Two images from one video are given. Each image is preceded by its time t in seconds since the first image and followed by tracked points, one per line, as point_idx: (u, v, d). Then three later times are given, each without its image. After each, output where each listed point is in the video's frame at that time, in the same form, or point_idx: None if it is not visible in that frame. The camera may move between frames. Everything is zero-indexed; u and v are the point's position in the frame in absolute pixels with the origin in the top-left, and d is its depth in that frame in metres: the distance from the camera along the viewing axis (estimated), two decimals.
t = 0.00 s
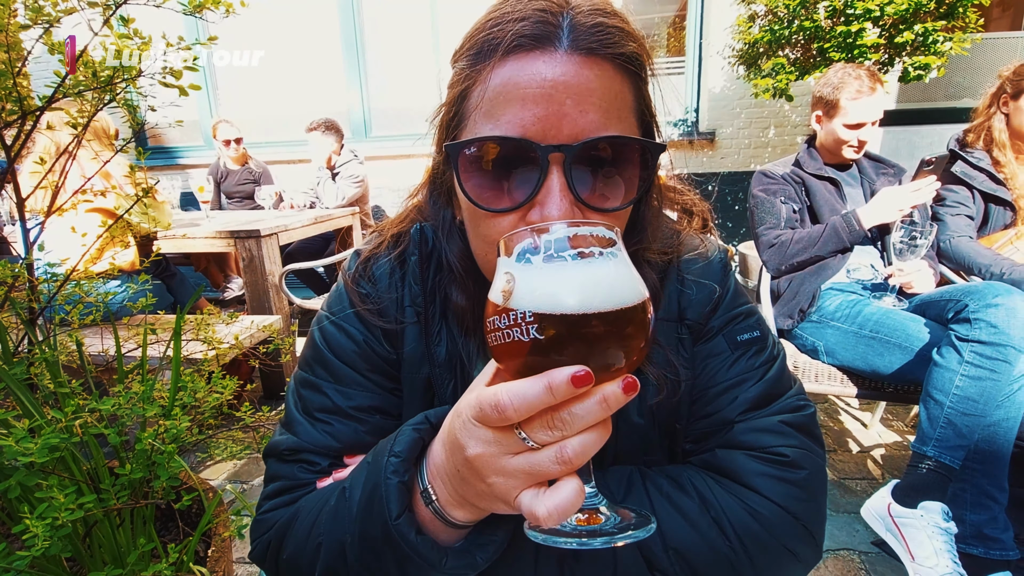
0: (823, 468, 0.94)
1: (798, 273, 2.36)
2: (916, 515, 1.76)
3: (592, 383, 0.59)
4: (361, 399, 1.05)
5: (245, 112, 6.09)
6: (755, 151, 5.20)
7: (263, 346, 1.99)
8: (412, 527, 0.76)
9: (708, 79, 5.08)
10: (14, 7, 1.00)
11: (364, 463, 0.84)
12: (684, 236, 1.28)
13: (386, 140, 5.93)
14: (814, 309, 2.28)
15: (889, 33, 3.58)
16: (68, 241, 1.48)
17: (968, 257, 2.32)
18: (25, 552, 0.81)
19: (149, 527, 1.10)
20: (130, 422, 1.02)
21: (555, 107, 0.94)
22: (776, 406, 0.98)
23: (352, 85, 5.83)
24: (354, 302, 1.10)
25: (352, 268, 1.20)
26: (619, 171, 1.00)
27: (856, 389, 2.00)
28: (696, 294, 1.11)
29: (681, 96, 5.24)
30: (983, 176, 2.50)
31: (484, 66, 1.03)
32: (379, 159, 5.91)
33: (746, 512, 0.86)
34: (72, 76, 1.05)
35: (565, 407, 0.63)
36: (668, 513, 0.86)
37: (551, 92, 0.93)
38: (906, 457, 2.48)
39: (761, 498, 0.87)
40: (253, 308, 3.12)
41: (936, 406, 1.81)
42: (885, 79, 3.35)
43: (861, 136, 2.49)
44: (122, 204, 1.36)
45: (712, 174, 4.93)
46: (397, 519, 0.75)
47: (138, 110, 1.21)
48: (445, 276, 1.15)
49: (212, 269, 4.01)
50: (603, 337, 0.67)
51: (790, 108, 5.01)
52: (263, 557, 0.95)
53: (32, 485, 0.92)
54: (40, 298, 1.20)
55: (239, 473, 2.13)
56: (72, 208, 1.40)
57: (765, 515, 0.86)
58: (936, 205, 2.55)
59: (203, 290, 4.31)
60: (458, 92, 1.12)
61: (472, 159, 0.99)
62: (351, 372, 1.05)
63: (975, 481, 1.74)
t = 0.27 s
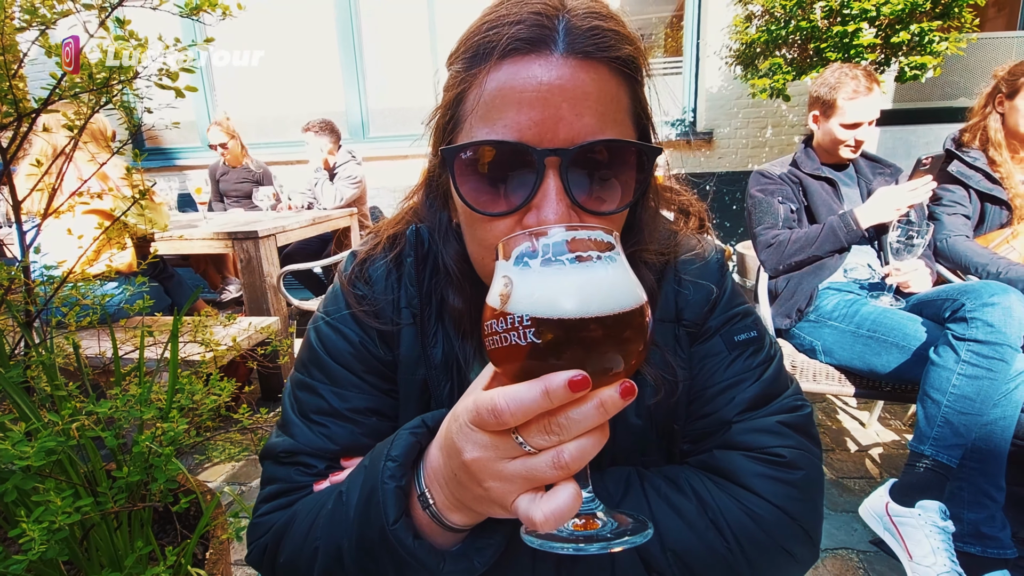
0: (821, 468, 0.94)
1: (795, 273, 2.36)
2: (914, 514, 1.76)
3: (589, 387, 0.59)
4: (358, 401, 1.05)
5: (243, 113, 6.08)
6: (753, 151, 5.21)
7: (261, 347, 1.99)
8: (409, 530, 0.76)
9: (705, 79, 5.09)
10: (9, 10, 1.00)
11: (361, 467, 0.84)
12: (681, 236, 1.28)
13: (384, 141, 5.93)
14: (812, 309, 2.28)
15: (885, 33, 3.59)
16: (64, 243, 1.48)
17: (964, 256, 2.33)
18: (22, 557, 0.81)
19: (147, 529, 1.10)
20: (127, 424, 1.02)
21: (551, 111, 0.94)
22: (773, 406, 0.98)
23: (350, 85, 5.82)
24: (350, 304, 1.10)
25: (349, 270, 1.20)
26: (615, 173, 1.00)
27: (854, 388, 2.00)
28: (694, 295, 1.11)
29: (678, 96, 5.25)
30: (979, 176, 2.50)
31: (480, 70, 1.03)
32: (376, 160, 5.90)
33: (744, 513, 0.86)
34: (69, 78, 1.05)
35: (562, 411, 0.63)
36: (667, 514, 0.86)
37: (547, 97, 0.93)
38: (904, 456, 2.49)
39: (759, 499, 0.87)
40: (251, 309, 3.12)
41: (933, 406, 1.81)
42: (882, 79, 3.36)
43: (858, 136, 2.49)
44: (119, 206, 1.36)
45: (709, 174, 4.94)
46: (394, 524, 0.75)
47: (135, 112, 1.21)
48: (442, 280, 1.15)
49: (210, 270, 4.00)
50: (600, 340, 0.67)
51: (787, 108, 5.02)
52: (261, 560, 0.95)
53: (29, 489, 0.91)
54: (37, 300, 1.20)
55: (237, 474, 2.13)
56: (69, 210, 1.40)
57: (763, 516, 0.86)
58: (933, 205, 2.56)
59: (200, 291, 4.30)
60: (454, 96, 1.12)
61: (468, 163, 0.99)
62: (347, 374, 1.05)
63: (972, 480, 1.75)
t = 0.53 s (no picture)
0: (818, 469, 0.94)
1: (793, 273, 2.36)
2: (912, 514, 1.76)
3: (586, 388, 0.60)
4: (355, 403, 1.05)
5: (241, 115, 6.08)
6: (750, 152, 5.22)
7: (260, 349, 1.99)
8: (406, 535, 0.76)
9: (702, 80, 5.10)
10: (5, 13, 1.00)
11: (358, 471, 0.84)
12: (678, 237, 1.28)
13: (382, 142, 5.92)
14: (810, 309, 2.29)
15: (882, 33, 3.60)
16: (62, 246, 1.48)
17: (961, 256, 2.34)
18: (20, 560, 0.81)
19: (145, 533, 1.10)
20: (124, 428, 1.02)
21: (546, 114, 0.94)
22: (771, 407, 0.99)
23: (348, 87, 5.82)
24: (347, 305, 1.11)
25: (346, 272, 1.20)
26: (611, 175, 1.00)
27: (851, 388, 2.01)
28: (690, 296, 1.11)
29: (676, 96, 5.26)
30: (975, 176, 2.52)
31: (475, 72, 1.03)
32: (375, 161, 5.91)
33: (742, 514, 0.86)
34: (66, 81, 1.05)
35: (559, 412, 0.63)
36: (665, 517, 0.86)
37: (541, 100, 0.93)
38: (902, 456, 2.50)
39: (757, 501, 0.87)
40: (249, 311, 3.12)
41: (930, 405, 1.82)
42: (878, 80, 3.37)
43: (855, 136, 2.50)
44: (117, 209, 1.36)
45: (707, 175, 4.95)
46: (391, 529, 0.75)
47: (132, 115, 1.21)
48: (439, 285, 1.15)
49: (208, 272, 3.99)
50: (596, 341, 0.67)
51: (785, 108, 5.02)
52: (259, 564, 0.95)
53: (27, 492, 0.91)
54: (34, 304, 1.20)
55: (236, 476, 2.13)
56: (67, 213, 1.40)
57: (760, 518, 0.86)
58: (930, 205, 2.56)
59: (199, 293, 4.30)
60: (449, 99, 1.12)
61: (464, 166, 0.99)
62: (344, 377, 1.05)
63: (970, 480, 1.75)
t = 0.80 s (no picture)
0: (821, 466, 0.94)
1: (793, 273, 2.36)
2: (912, 513, 1.76)
3: (586, 373, 0.59)
4: (355, 401, 1.04)
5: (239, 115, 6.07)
6: (749, 151, 5.22)
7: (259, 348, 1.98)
8: (407, 533, 0.75)
9: (702, 80, 5.10)
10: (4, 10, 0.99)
11: (358, 468, 0.83)
12: (679, 234, 1.28)
13: (381, 142, 5.92)
14: (810, 308, 2.28)
15: (881, 33, 3.60)
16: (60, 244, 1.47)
17: (961, 255, 2.34)
18: (17, 559, 0.80)
19: (144, 532, 1.09)
20: (123, 426, 1.01)
21: (549, 109, 0.93)
22: (774, 403, 0.98)
23: (347, 86, 5.82)
24: (347, 303, 1.10)
25: (346, 269, 1.19)
26: (613, 171, 1.00)
27: (851, 387, 2.00)
28: (694, 293, 1.11)
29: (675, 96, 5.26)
30: (974, 175, 2.52)
31: (478, 68, 1.03)
32: (373, 161, 5.90)
33: (746, 511, 0.86)
34: (64, 77, 1.04)
35: (560, 400, 0.63)
36: (668, 514, 0.85)
37: (545, 95, 0.93)
38: (901, 455, 2.50)
39: (761, 498, 0.87)
40: (248, 310, 3.11)
41: (930, 404, 1.81)
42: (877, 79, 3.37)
43: (855, 135, 2.50)
44: (115, 207, 1.35)
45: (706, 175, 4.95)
46: (392, 527, 0.75)
47: (131, 112, 1.20)
48: (440, 282, 1.15)
49: (206, 271, 3.98)
50: (600, 336, 0.66)
51: (784, 109, 5.01)
52: (258, 563, 0.94)
53: (24, 491, 0.90)
54: (32, 302, 1.19)
55: (235, 476, 2.12)
56: (64, 211, 1.39)
57: (764, 515, 0.86)
58: (929, 204, 2.57)
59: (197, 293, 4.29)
60: (451, 95, 1.11)
61: (467, 162, 0.99)
62: (344, 375, 1.05)
63: (971, 478, 1.75)
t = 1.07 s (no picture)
0: (823, 463, 0.94)
1: (792, 272, 2.36)
2: (912, 512, 1.76)
3: (588, 364, 0.59)
4: (356, 398, 1.04)
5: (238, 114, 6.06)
6: (748, 151, 5.22)
7: (258, 348, 1.98)
8: (407, 530, 0.75)
9: (701, 79, 5.10)
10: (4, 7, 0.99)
11: (359, 465, 0.83)
12: (681, 232, 1.28)
13: (380, 141, 5.91)
14: (810, 307, 2.28)
15: (880, 33, 3.60)
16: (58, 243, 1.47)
17: (960, 254, 2.34)
18: (16, 558, 0.80)
19: (143, 531, 1.08)
20: (122, 425, 1.01)
21: (552, 106, 0.93)
22: (776, 401, 0.98)
23: (346, 85, 5.81)
24: (348, 300, 1.10)
25: (346, 267, 1.19)
26: (616, 168, 1.00)
27: (851, 386, 2.00)
28: (696, 290, 1.10)
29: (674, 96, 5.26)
30: (974, 174, 2.52)
31: (480, 65, 1.03)
32: (373, 160, 5.90)
33: (748, 509, 0.85)
34: (63, 74, 1.04)
35: (562, 391, 0.62)
36: (670, 511, 0.85)
37: (548, 91, 0.93)
38: (900, 454, 2.50)
39: (763, 496, 0.87)
40: (247, 309, 3.10)
41: (930, 403, 1.81)
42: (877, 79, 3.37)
43: (855, 135, 2.50)
44: (114, 205, 1.35)
45: (706, 175, 4.95)
46: (392, 523, 0.74)
47: (131, 109, 1.19)
48: (441, 279, 1.15)
49: (205, 271, 3.97)
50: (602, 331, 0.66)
51: (783, 108, 5.03)
52: (258, 561, 0.94)
53: (22, 490, 0.90)
54: (30, 300, 1.18)
55: (234, 476, 2.12)
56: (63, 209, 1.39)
57: (767, 512, 0.86)
58: (929, 203, 2.57)
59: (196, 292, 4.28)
60: (453, 92, 1.11)
61: (468, 160, 0.99)
62: (344, 372, 1.04)
63: (971, 477, 1.75)
